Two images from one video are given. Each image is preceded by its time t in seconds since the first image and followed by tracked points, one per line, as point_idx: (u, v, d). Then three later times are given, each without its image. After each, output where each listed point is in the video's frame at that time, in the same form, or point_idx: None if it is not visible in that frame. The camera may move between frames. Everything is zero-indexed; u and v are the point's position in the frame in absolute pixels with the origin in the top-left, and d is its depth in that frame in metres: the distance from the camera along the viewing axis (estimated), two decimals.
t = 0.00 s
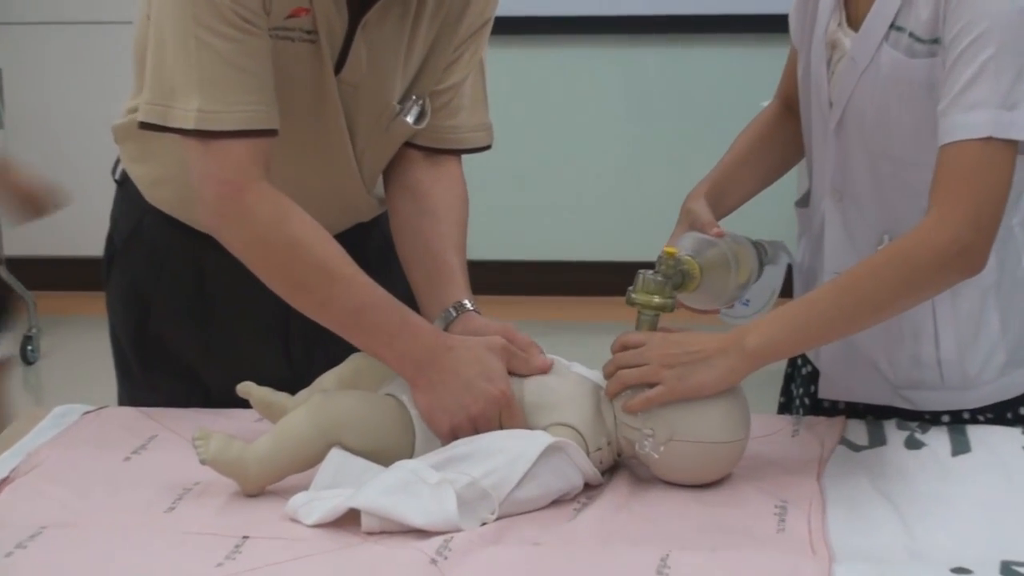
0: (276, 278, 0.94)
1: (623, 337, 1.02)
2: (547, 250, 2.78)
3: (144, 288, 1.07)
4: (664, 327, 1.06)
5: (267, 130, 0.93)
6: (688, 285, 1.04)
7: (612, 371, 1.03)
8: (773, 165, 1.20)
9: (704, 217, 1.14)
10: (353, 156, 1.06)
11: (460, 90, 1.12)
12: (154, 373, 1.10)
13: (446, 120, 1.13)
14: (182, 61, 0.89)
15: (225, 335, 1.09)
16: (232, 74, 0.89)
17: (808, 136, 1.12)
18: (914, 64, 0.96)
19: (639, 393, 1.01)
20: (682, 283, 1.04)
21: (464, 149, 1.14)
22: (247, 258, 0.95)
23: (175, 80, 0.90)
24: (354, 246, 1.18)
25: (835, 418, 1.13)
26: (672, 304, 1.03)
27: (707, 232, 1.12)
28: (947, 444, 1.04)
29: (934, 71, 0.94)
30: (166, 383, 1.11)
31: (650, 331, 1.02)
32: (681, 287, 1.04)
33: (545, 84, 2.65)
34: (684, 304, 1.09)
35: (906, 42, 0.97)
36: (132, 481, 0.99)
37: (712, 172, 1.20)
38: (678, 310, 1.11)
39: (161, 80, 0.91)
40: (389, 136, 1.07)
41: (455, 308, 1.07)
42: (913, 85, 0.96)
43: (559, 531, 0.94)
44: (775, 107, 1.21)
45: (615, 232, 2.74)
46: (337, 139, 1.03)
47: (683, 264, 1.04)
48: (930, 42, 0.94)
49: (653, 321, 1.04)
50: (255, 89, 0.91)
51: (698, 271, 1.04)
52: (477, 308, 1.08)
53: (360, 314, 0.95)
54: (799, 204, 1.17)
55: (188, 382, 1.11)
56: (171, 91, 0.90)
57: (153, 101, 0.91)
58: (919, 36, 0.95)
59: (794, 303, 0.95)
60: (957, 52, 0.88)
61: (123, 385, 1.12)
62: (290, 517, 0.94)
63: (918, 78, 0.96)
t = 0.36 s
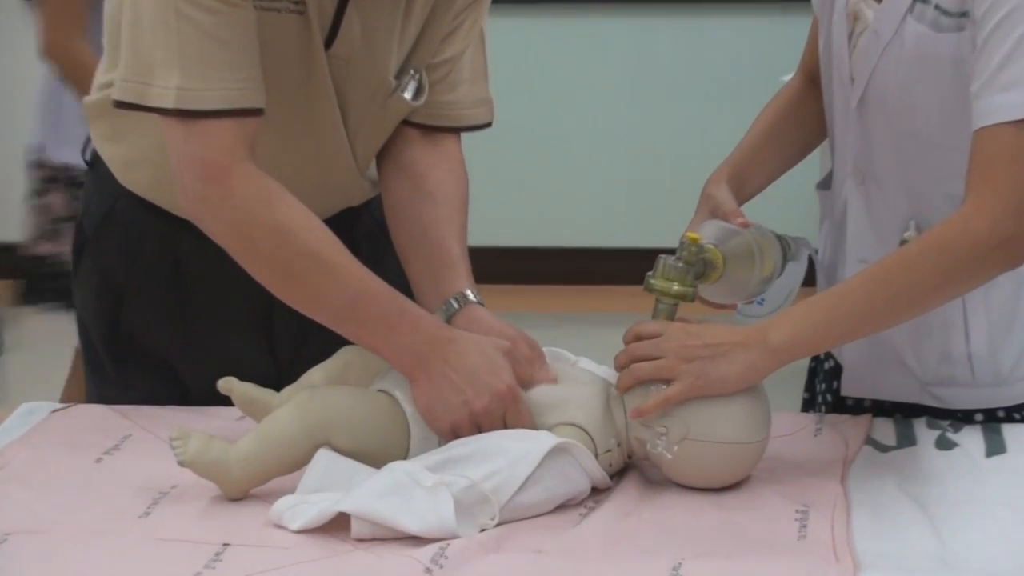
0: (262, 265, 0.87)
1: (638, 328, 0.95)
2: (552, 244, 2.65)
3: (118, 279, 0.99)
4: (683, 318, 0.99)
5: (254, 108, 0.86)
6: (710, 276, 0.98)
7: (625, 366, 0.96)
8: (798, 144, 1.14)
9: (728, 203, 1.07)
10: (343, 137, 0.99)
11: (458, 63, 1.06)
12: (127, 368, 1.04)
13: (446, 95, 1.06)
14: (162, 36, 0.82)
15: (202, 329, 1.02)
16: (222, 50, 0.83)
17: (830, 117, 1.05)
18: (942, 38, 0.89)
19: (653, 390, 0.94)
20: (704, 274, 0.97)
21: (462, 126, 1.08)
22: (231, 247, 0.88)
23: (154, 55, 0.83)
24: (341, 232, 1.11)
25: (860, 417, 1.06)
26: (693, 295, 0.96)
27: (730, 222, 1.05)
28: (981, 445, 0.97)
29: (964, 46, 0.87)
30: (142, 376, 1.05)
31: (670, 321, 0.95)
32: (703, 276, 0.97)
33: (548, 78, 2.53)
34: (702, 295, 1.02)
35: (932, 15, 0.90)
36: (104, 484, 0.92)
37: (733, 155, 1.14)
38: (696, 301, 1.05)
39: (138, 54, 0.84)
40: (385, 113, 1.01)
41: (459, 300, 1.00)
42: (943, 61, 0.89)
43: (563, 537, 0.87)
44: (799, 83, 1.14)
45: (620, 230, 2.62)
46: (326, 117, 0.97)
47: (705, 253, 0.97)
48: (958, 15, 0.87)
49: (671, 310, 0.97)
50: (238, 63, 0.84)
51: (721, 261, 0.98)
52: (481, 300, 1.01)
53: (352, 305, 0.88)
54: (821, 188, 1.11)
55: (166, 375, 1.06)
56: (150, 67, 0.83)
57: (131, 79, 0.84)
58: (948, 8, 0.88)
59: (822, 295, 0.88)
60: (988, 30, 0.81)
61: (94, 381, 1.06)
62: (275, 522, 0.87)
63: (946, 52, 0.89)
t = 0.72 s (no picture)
0: (249, 263, 0.79)
1: (646, 326, 0.89)
2: (552, 235, 2.36)
3: (84, 270, 0.94)
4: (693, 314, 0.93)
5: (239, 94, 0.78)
6: (721, 268, 0.91)
7: (636, 368, 0.89)
8: (815, 125, 1.07)
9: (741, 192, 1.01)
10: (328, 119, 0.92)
11: (455, 41, 1.00)
12: (94, 368, 0.98)
13: (441, 78, 1.00)
14: (136, 14, 0.74)
15: (178, 324, 0.98)
16: (203, 29, 0.75)
17: (854, 100, 0.98)
18: (977, 13, 0.82)
19: (665, 395, 0.87)
20: (715, 266, 0.91)
21: (455, 111, 1.02)
22: (210, 243, 0.80)
23: (126, 35, 0.75)
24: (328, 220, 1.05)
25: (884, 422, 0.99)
26: (702, 290, 0.89)
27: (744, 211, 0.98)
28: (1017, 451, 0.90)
29: (999, 21, 0.81)
30: (110, 379, 0.99)
31: (680, 319, 0.89)
32: (713, 269, 0.90)
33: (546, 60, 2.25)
34: (714, 290, 0.95)
35: None
36: (71, 494, 0.85)
37: (743, 136, 1.07)
38: (706, 296, 0.98)
39: (112, 34, 0.75)
40: (374, 99, 0.95)
41: (456, 299, 0.94)
42: (979, 38, 0.82)
43: (566, 549, 0.80)
44: (812, 60, 1.06)
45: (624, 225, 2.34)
46: (314, 98, 0.90)
47: (716, 244, 0.90)
48: None
49: (681, 307, 0.90)
50: (220, 46, 0.76)
51: (733, 251, 0.91)
52: (481, 298, 0.95)
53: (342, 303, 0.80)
54: (842, 173, 1.04)
55: (137, 376, 1.00)
56: (124, 46, 0.75)
57: (101, 61, 0.76)
58: None
59: (843, 291, 0.81)
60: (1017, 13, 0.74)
61: (59, 382, 0.99)
62: (254, 535, 0.80)
63: (981, 29, 0.82)
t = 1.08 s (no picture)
0: (213, 249, 0.74)
1: (653, 324, 0.82)
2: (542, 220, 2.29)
3: (47, 263, 0.89)
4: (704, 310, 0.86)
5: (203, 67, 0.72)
6: (735, 259, 0.84)
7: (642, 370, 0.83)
8: (837, 103, 1.01)
9: (755, 179, 0.94)
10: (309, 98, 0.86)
11: (443, 11, 0.94)
12: (59, 371, 0.93)
13: (428, 48, 0.93)
14: None
15: (147, 323, 0.92)
16: None
17: (878, 79, 0.92)
18: None
19: (674, 400, 0.80)
20: (730, 258, 0.84)
21: (450, 85, 0.95)
22: (178, 229, 0.75)
23: (84, 4, 0.70)
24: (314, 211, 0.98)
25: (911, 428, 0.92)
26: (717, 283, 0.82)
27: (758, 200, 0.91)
28: None
29: None
30: (77, 381, 0.94)
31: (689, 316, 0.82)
32: (727, 261, 0.83)
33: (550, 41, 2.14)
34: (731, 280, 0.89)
35: None
36: (33, 508, 0.79)
37: (758, 118, 1.00)
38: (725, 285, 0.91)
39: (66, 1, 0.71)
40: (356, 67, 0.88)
41: (441, 288, 0.87)
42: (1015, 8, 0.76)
43: (567, 564, 0.74)
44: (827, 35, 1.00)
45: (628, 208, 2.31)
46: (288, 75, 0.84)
47: (730, 234, 0.84)
48: None
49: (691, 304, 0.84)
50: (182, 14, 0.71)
51: (749, 242, 0.84)
52: (469, 288, 0.88)
53: (315, 294, 0.75)
54: (867, 157, 0.97)
55: (102, 380, 0.95)
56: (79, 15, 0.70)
57: (55, 29, 0.71)
58: None
59: (868, 284, 0.75)
60: None
61: (23, 386, 0.94)
62: (231, 551, 0.74)
63: None
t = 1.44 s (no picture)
0: (181, 244, 0.68)
1: (664, 321, 0.76)
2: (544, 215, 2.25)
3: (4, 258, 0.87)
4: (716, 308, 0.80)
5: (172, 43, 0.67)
6: (755, 255, 0.77)
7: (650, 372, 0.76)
8: (866, 82, 0.94)
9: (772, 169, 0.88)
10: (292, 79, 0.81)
11: None
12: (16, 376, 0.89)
13: (418, 22, 0.88)
14: None
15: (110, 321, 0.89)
16: None
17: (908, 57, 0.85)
18: None
19: (684, 404, 0.74)
20: (748, 253, 0.77)
21: (445, 62, 0.89)
22: (145, 223, 0.69)
23: None
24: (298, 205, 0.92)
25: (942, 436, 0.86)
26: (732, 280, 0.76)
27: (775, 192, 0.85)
28: None
29: None
30: (36, 387, 0.89)
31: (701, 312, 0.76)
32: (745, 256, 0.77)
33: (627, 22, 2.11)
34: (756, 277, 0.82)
35: None
36: None
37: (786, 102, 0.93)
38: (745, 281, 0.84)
39: None
40: (343, 43, 0.83)
41: (432, 284, 0.82)
42: None
43: None
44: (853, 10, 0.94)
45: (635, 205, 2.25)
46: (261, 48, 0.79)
47: (749, 227, 0.77)
48: None
49: (703, 299, 0.78)
50: None
51: (769, 236, 0.77)
52: (460, 285, 0.82)
53: (293, 292, 0.69)
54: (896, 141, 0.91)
55: (65, 386, 0.90)
56: None
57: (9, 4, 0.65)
58: None
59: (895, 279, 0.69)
60: None
61: None
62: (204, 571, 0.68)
63: None
